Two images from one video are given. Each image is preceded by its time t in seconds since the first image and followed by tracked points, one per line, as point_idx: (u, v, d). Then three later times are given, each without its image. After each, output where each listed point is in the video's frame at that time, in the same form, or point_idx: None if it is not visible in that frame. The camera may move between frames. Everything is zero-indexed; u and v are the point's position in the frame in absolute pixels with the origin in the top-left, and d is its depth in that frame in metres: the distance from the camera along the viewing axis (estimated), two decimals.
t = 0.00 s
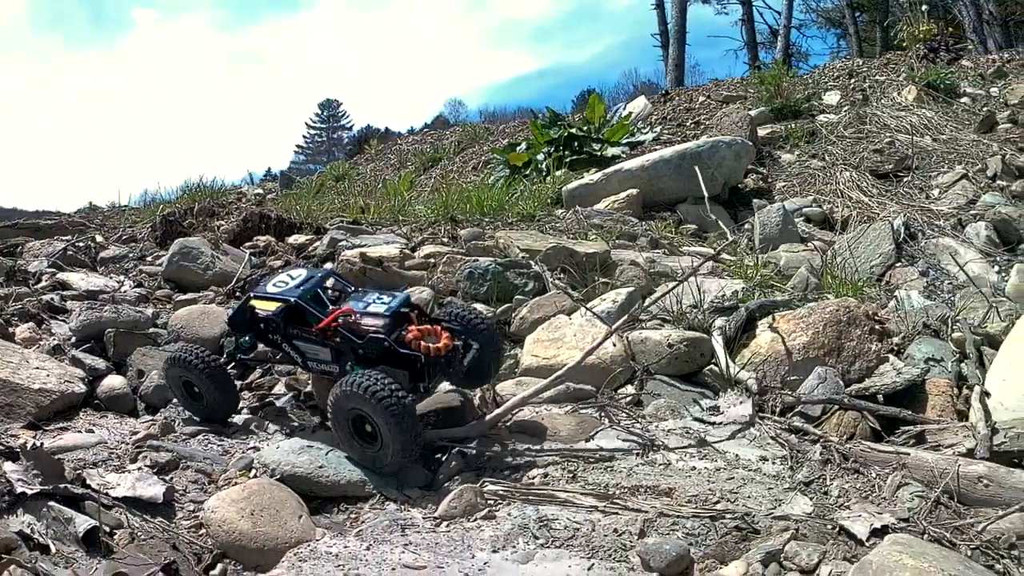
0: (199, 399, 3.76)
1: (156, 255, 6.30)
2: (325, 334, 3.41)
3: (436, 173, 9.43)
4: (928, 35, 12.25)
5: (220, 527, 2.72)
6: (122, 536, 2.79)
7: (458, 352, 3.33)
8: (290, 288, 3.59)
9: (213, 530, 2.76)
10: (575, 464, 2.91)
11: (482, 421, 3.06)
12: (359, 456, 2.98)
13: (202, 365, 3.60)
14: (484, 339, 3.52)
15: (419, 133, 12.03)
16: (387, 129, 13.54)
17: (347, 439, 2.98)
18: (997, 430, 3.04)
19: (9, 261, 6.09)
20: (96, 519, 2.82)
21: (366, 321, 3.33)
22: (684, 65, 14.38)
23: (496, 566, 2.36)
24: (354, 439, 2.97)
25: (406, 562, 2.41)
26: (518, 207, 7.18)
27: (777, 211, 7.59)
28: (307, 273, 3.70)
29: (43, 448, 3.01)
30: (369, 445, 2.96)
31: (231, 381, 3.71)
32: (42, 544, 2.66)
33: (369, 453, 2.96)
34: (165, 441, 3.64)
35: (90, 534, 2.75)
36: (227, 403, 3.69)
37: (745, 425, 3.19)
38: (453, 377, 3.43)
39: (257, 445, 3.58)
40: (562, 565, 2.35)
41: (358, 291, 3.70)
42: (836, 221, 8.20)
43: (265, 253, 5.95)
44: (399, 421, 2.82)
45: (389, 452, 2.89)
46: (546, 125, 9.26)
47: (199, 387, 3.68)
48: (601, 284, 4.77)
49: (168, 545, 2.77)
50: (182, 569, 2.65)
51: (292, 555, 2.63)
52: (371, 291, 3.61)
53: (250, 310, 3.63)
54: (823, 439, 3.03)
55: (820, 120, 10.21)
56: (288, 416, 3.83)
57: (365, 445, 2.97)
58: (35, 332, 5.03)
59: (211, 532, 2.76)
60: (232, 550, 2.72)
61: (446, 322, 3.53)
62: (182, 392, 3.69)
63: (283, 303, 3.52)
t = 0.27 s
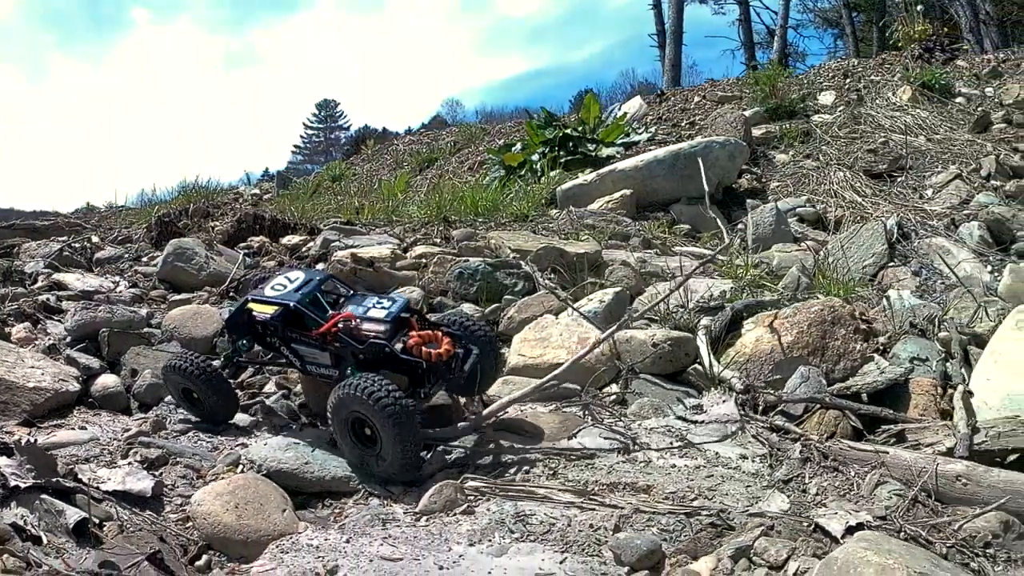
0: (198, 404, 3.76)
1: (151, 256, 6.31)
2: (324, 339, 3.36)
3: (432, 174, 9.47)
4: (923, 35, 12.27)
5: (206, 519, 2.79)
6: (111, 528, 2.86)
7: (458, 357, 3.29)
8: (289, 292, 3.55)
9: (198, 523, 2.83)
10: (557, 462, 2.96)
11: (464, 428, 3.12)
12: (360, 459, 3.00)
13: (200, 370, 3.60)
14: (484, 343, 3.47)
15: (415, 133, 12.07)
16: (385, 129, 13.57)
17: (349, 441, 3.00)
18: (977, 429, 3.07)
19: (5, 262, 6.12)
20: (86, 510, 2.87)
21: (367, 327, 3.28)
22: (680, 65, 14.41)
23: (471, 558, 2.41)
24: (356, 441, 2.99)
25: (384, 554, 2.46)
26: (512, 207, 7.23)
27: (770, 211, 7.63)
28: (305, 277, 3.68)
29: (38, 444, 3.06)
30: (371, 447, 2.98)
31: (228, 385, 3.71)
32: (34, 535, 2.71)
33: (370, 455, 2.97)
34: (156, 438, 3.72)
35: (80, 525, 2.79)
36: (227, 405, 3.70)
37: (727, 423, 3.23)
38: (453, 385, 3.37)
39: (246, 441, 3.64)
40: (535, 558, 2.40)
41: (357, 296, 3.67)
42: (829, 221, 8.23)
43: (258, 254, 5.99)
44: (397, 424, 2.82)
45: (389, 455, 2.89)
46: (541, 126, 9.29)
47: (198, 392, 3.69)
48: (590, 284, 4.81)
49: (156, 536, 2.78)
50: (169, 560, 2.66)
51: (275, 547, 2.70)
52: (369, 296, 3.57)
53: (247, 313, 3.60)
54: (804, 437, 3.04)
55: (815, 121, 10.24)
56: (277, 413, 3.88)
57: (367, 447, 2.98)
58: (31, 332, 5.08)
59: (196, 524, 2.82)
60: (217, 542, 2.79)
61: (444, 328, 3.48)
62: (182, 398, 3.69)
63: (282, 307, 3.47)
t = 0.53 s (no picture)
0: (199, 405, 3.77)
1: (146, 256, 6.35)
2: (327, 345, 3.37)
3: (427, 174, 9.52)
4: (917, 36, 12.33)
5: (188, 510, 2.85)
6: (98, 519, 2.95)
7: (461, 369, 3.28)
8: (294, 295, 3.51)
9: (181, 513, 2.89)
10: (534, 457, 3.03)
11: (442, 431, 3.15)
12: (359, 469, 3.05)
13: (199, 365, 3.63)
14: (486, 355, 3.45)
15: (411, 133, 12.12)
16: (382, 129, 13.63)
17: (349, 450, 3.05)
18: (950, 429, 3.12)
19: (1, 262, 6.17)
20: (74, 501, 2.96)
21: (371, 336, 3.28)
22: (676, 65, 14.48)
23: (439, 549, 2.49)
24: (356, 450, 3.05)
25: (355, 544, 2.53)
26: (504, 208, 7.29)
27: (761, 211, 7.68)
28: (309, 278, 3.63)
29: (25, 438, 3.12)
30: (371, 457, 3.03)
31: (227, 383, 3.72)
32: (25, 525, 2.74)
33: (369, 465, 3.03)
34: (145, 434, 3.80)
35: (67, 515, 2.88)
36: (222, 404, 3.71)
37: (703, 421, 3.29)
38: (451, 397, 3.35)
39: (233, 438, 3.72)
40: (502, 551, 2.48)
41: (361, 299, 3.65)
42: (820, 221, 8.29)
43: (251, 254, 6.05)
44: (396, 431, 2.87)
45: (387, 464, 2.94)
46: (535, 126, 9.34)
47: (196, 389, 3.71)
48: (577, 284, 4.87)
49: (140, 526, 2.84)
50: (152, 548, 2.70)
51: (255, 538, 2.77)
52: (374, 300, 3.55)
53: (249, 314, 3.59)
54: (778, 435, 3.09)
55: (809, 121, 10.30)
56: (264, 410, 3.94)
57: (368, 457, 3.04)
58: (26, 330, 5.13)
59: (178, 515, 2.88)
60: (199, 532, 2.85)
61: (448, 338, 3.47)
62: (179, 393, 3.72)
63: (286, 312, 3.45)
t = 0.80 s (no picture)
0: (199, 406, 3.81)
1: (142, 256, 6.38)
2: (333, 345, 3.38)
3: (423, 175, 9.56)
4: (912, 36, 12.38)
5: (175, 503, 2.90)
6: (88, 511, 3.01)
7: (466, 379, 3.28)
8: (302, 295, 3.53)
9: (169, 506, 2.95)
10: (517, 454, 3.13)
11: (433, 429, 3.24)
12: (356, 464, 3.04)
13: (201, 364, 3.68)
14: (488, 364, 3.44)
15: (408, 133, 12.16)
16: (380, 129, 13.66)
17: (348, 445, 3.04)
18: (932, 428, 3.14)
19: None
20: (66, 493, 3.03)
21: (378, 338, 3.30)
22: (673, 66, 14.52)
23: (417, 542, 2.56)
24: (355, 445, 3.04)
25: (336, 536, 2.63)
26: (498, 209, 7.35)
27: (754, 211, 7.72)
28: (320, 280, 3.65)
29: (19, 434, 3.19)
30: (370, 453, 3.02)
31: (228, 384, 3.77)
32: (18, 516, 2.79)
33: (368, 460, 3.02)
34: (137, 431, 3.86)
35: (59, 507, 2.94)
36: (221, 406, 3.76)
37: (686, 419, 3.34)
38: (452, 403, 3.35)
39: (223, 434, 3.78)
40: (477, 544, 2.55)
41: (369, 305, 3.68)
42: (814, 221, 8.32)
43: (245, 254, 6.08)
44: (397, 429, 2.85)
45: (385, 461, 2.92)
46: (530, 127, 9.37)
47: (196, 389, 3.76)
48: (566, 284, 4.91)
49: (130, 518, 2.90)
50: (139, 538, 2.75)
51: (240, 530, 2.82)
52: (383, 306, 3.57)
53: (257, 311, 3.60)
54: (758, 434, 3.11)
55: (804, 121, 10.34)
56: (255, 408, 3.99)
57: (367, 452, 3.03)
58: (23, 329, 5.18)
59: (167, 508, 2.93)
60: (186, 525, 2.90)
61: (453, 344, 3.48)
62: (180, 391, 3.77)
63: (294, 309, 3.47)
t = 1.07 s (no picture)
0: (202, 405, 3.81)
1: (138, 256, 6.41)
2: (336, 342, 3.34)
3: (419, 175, 9.61)
4: (908, 36, 12.42)
5: (163, 495, 2.95)
6: (79, 503, 3.07)
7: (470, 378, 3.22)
8: (308, 293, 3.52)
9: (157, 499, 3.00)
10: (500, 451, 3.21)
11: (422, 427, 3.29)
12: (349, 456, 3.05)
13: (205, 367, 3.67)
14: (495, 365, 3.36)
15: (405, 134, 12.21)
16: (378, 129, 13.71)
17: (345, 435, 3.06)
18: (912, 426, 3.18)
19: None
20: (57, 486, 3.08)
21: (382, 335, 3.24)
22: (670, 66, 14.57)
23: (395, 534, 2.64)
24: (352, 437, 3.06)
25: (317, 528, 2.71)
26: (492, 209, 7.39)
27: (748, 212, 7.75)
28: (327, 281, 3.64)
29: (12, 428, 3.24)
30: (365, 447, 3.03)
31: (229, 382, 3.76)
32: (12, 508, 2.84)
33: (361, 454, 3.03)
34: (129, 428, 3.91)
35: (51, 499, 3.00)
36: (223, 409, 3.75)
37: (670, 417, 3.38)
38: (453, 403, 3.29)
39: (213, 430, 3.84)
40: (454, 537, 2.61)
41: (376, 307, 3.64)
42: (808, 221, 8.36)
43: (239, 254, 6.12)
44: (395, 429, 2.86)
45: (377, 457, 2.93)
46: (526, 127, 9.40)
47: (199, 389, 3.76)
48: (556, 284, 4.96)
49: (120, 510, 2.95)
50: (127, 530, 2.81)
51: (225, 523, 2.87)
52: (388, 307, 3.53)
53: (263, 309, 3.60)
54: (740, 432, 3.16)
55: (799, 121, 10.38)
56: (244, 404, 4.03)
57: (362, 446, 3.04)
58: (19, 328, 5.21)
59: (155, 501, 2.99)
60: (173, 518, 2.95)
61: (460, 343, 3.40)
62: (183, 391, 3.77)
63: (300, 307, 3.46)
